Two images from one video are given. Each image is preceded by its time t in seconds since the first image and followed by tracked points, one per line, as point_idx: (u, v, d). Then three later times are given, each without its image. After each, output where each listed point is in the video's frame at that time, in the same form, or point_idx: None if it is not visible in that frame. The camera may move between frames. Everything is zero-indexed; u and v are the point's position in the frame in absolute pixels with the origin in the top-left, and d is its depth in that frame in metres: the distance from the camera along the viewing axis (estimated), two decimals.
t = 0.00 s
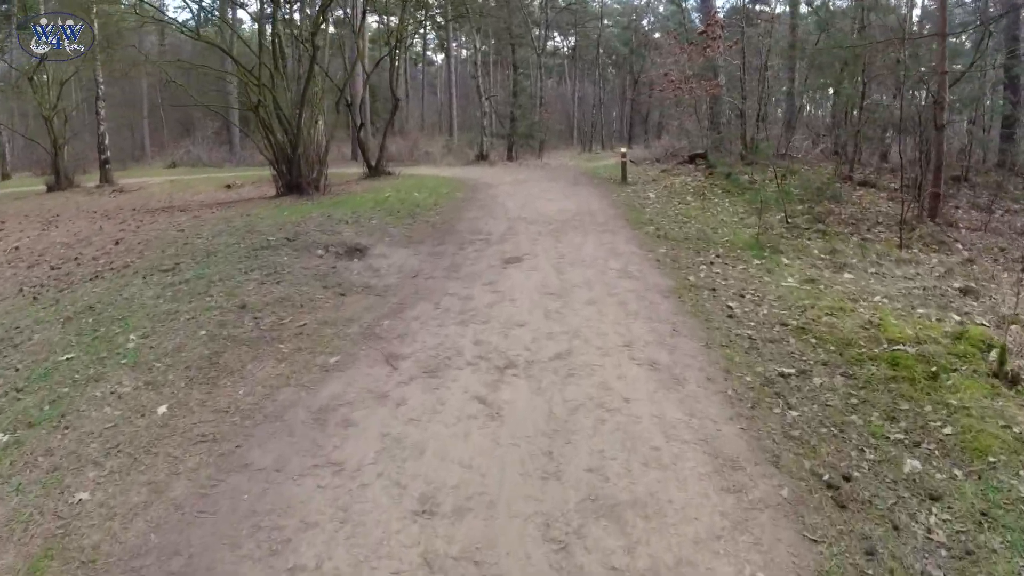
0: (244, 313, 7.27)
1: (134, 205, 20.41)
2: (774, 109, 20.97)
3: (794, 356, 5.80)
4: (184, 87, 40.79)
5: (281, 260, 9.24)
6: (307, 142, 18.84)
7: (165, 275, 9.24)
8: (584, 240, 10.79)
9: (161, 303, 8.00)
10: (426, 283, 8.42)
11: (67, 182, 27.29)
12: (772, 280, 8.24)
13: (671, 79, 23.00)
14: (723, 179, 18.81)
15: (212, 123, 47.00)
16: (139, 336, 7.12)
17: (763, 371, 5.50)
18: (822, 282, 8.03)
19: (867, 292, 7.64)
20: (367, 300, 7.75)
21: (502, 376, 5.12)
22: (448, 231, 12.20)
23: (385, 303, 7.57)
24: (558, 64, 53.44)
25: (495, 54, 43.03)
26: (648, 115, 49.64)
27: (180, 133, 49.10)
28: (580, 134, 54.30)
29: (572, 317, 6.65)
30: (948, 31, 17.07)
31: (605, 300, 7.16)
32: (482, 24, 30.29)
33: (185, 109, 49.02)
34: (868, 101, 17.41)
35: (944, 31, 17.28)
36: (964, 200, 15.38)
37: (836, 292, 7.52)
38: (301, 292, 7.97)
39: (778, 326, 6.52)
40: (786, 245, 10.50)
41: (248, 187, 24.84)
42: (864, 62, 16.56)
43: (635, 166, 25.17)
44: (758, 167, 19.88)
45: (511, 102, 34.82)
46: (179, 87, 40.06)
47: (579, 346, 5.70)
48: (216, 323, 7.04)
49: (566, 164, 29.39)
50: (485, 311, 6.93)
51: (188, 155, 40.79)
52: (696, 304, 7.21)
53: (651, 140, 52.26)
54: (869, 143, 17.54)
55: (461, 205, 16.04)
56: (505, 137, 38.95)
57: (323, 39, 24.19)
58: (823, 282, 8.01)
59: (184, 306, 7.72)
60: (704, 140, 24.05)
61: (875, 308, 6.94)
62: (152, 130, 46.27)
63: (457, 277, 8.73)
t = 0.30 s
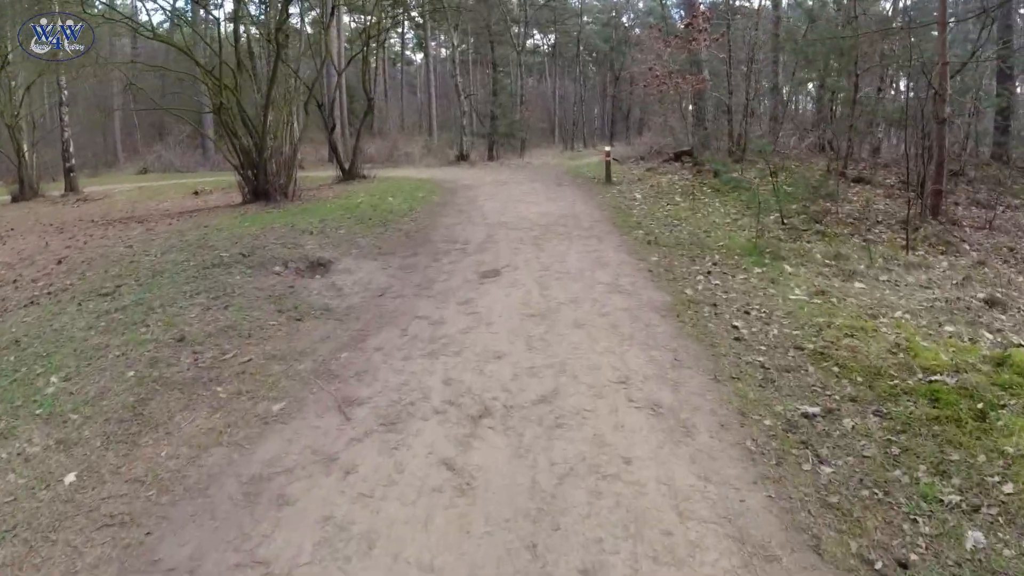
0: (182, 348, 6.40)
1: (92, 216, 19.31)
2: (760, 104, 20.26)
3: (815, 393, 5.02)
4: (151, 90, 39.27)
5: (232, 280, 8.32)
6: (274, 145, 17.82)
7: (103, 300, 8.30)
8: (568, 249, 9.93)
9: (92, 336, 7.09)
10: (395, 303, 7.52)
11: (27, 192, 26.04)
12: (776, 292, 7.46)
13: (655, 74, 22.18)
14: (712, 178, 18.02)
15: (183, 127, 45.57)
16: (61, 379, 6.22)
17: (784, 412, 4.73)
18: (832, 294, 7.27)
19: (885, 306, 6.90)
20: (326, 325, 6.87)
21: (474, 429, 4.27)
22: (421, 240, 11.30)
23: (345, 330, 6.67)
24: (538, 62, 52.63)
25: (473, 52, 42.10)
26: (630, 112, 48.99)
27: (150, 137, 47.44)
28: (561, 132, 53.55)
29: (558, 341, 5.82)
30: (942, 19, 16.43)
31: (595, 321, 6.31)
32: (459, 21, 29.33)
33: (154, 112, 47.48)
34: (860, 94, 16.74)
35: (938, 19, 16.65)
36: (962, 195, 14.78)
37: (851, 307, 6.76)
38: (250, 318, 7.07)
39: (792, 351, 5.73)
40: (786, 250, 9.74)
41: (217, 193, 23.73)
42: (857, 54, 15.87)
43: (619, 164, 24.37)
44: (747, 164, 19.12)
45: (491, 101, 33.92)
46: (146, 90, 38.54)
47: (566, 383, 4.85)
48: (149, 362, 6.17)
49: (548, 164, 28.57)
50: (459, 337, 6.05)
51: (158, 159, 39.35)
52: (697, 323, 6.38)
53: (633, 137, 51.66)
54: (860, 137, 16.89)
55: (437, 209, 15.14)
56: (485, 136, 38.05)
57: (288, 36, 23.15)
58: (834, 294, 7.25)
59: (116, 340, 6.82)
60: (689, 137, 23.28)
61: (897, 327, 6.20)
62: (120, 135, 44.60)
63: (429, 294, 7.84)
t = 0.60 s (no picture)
0: (105, 394, 5.49)
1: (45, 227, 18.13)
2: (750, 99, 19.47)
3: (854, 444, 4.27)
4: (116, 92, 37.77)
5: (175, 305, 7.39)
6: (239, 148, 16.76)
7: (28, 330, 7.32)
8: (553, 260, 9.09)
9: (9, 374, 6.16)
10: (358, 327, 6.62)
11: None
12: (787, 309, 6.70)
13: (638, 72, 21.41)
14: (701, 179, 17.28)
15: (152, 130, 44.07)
16: None
17: (823, 473, 3.94)
18: (851, 312, 6.53)
19: (911, 326, 6.20)
20: (277, 359, 5.98)
21: (444, 509, 3.46)
22: (392, 250, 10.40)
23: (299, 364, 5.79)
24: (517, 62, 51.81)
25: (452, 53, 41.20)
26: (611, 112, 48.33)
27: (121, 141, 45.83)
28: (542, 133, 52.78)
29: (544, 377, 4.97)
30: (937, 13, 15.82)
31: (586, 349, 5.49)
32: (436, 19, 28.39)
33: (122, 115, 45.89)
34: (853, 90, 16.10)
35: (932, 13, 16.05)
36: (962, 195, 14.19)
37: (875, 329, 6.04)
38: (189, 352, 6.19)
39: (819, 387, 4.97)
40: (789, 258, 9.01)
41: (182, 200, 22.61)
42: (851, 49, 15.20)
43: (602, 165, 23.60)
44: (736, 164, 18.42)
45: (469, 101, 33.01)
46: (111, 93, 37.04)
47: (556, 436, 4.05)
48: (63, 412, 5.25)
49: (529, 165, 27.71)
50: (429, 372, 5.18)
51: (128, 165, 37.92)
52: (705, 350, 5.56)
53: (614, 138, 51.12)
54: (853, 135, 16.25)
55: (412, 215, 14.22)
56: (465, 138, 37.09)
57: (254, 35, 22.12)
58: (852, 311, 6.52)
59: (31, 382, 5.87)
60: (674, 136, 22.56)
61: (931, 353, 5.50)
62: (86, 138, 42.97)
63: (399, 315, 6.94)
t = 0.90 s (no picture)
0: None
1: None
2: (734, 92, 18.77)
3: (907, 509, 3.57)
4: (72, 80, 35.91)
5: (99, 326, 6.41)
6: (194, 142, 15.59)
7: None
8: (533, 267, 8.23)
9: None
10: (310, 349, 5.73)
11: None
12: (800, 325, 5.99)
13: (619, 63, 20.55)
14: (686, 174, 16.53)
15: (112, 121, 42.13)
16: None
17: (881, 557, 3.21)
18: (873, 329, 5.85)
19: (944, 348, 5.54)
20: (210, 395, 5.09)
21: None
22: (356, 253, 9.47)
23: (233, 403, 4.91)
24: (493, 54, 50.76)
25: (426, 45, 40.03)
26: (589, 106, 47.56)
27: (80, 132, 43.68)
28: (518, 126, 51.81)
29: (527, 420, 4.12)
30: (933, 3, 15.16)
31: (575, 378, 4.68)
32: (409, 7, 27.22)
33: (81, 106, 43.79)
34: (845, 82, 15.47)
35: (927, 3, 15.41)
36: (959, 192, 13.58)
37: (904, 352, 5.37)
38: (108, 386, 5.28)
39: (853, 430, 4.26)
40: (790, 263, 8.30)
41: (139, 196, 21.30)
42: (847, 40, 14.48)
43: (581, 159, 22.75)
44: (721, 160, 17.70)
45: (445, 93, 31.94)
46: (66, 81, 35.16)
47: (545, 511, 3.25)
48: None
49: (506, 159, 26.74)
50: (388, 412, 4.33)
51: (89, 158, 36.06)
52: (716, 379, 4.80)
53: (592, 132, 50.45)
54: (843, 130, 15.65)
55: (382, 212, 13.26)
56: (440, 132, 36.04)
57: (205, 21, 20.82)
58: (874, 328, 5.84)
59: None
60: (656, 130, 21.79)
61: (975, 386, 4.84)
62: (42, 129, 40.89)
63: (358, 333, 6.05)
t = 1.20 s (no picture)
0: None
1: None
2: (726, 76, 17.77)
3: None
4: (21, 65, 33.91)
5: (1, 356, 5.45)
6: (144, 133, 14.36)
7: None
8: (511, 272, 7.38)
9: None
10: (251, 382, 4.88)
11: None
12: (822, 348, 5.33)
13: (599, 51, 19.65)
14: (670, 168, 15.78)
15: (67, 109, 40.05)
16: None
17: None
18: (906, 355, 5.25)
19: (990, 382, 4.99)
20: (123, 450, 4.22)
21: None
22: (315, 258, 8.53)
23: (149, 461, 4.07)
24: (468, 43, 49.54)
25: (400, 33, 38.75)
26: (566, 97, 46.71)
27: (37, 121, 41.45)
28: (494, 118, 50.76)
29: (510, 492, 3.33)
30: None
31: (564, 422, 3.90)
32: None
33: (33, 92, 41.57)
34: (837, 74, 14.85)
35: None
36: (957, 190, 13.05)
37: (946, 388, 4.80)
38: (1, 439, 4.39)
39: (909, 496, 3.61)
40: (796, 270, 7.64)
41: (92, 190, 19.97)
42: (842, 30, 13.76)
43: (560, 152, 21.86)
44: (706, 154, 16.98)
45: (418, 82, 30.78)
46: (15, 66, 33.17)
47: None
48: None
49: (481, 150, 25.77)
50: (336, 477, 3.52)
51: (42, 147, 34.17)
52: (739, 422, 4.06)
53: (570, 124, 49.61)
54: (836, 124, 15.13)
55: (347, 209, 12.30)
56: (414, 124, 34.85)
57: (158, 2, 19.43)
58: (907, 354, 5.26)
59: None
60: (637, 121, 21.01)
61: None
62: None
63: (309, 358, 5.19)
